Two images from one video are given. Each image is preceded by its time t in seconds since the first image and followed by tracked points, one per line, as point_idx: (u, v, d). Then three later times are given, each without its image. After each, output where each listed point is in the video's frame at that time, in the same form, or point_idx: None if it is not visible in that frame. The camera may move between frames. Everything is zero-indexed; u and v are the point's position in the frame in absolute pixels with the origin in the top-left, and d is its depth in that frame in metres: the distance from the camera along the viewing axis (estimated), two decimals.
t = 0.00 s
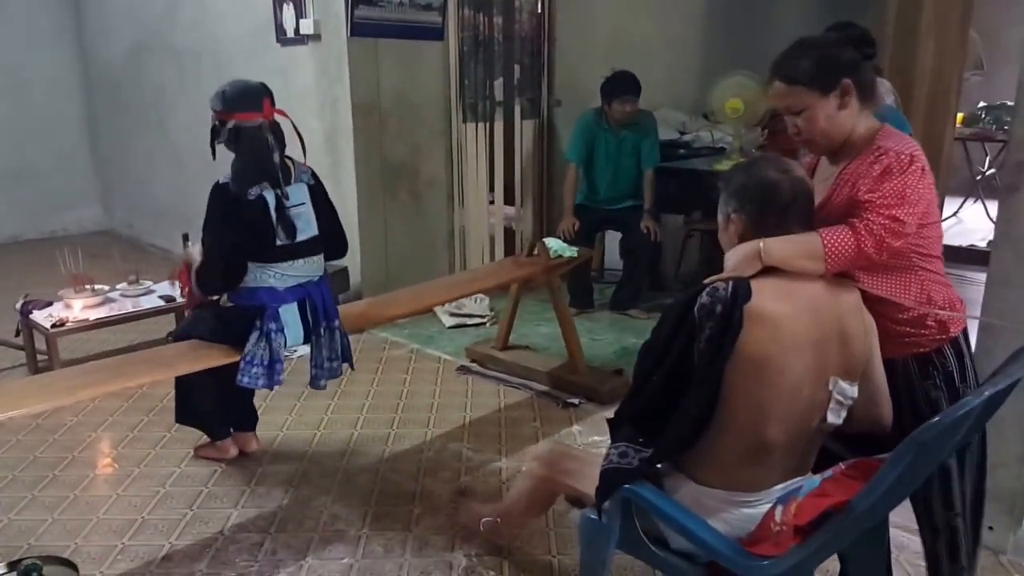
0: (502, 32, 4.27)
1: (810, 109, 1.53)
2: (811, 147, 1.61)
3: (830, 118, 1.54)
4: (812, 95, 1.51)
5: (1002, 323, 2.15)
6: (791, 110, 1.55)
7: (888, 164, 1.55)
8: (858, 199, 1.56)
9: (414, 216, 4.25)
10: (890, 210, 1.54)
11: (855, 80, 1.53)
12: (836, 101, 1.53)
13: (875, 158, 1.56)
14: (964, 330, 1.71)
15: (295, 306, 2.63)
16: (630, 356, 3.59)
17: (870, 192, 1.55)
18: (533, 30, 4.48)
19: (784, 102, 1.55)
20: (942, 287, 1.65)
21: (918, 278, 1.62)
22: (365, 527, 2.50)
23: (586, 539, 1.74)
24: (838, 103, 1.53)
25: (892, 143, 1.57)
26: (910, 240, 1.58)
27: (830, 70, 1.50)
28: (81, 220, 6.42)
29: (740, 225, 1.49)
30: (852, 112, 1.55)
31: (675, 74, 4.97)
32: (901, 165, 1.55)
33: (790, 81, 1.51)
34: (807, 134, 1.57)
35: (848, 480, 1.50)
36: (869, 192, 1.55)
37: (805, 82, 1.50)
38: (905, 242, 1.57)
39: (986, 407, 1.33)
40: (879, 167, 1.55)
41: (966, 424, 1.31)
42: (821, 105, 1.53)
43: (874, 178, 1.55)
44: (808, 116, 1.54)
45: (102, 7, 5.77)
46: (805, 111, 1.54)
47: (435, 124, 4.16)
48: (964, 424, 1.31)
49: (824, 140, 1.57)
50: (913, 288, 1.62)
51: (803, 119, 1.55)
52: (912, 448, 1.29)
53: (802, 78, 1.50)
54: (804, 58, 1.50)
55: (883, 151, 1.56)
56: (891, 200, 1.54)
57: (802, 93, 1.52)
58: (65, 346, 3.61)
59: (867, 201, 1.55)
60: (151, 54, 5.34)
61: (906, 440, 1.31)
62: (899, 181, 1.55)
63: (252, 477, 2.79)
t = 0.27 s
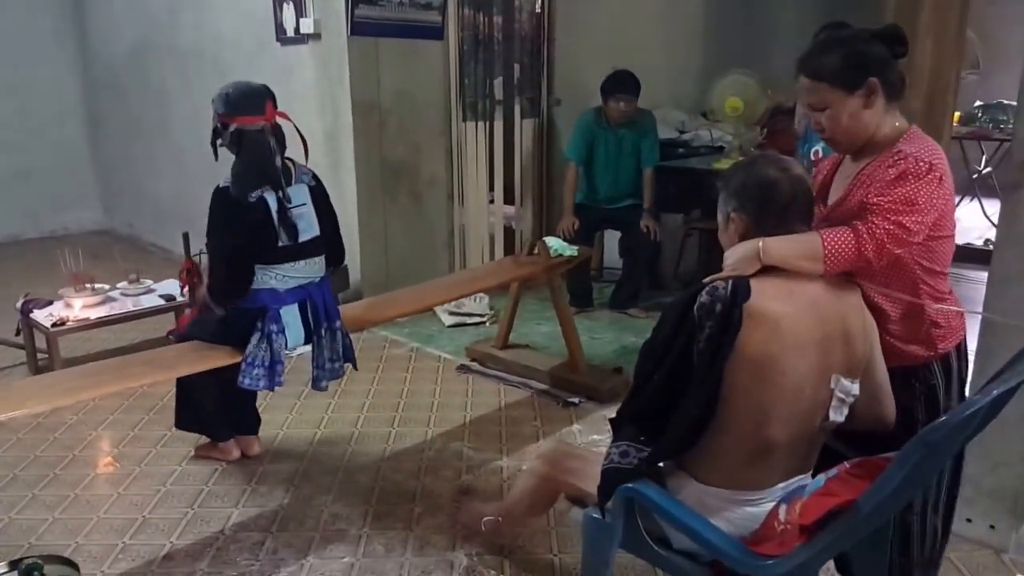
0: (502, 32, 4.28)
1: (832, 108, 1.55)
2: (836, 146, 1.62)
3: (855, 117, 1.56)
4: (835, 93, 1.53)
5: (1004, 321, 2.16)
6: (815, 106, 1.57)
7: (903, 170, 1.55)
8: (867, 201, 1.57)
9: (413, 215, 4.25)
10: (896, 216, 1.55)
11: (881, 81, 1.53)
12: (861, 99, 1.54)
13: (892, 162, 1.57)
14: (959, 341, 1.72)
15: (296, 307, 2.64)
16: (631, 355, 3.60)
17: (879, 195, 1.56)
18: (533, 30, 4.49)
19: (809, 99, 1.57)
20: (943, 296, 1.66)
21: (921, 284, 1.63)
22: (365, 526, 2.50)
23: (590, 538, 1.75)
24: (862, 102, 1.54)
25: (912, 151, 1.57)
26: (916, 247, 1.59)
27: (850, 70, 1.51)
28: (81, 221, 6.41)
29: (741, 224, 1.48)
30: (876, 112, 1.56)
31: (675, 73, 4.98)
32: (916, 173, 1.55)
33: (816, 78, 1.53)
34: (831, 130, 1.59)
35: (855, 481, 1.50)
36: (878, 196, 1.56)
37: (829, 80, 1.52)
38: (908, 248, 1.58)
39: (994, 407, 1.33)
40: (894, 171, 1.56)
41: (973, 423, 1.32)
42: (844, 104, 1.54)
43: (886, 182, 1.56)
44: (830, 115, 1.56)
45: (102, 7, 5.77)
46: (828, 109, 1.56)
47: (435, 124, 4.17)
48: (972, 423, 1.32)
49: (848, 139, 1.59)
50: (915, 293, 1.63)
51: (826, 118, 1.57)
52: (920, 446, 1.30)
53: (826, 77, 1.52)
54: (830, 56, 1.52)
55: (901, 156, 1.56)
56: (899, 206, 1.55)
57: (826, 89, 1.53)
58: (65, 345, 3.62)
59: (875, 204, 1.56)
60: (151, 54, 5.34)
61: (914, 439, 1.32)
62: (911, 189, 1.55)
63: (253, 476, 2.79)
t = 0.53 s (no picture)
0: (501, 32, 4.28)
1: (835, 105, 1.56)
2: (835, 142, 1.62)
3: (858, 115, 1.57)
4: (841, 92, 1.54)
5: (1006, 320, 2.17)
6: (817, 103, 1.58)
7: (901, 166, 1.55)
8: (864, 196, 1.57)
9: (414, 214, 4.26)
10: (895, 211, 1.55)
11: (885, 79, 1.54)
12: (864, 97, 1.55)
13: (891, 158, 1.56)
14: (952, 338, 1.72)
15: (295, 303, 2.63)
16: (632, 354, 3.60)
17: (878, 191, 1.56)
18: (533, 29, 4.49)
19: (812, 96, 1.57)
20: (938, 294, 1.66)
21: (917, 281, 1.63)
22: (366, 526, 2.50)
23: (592, 538, 1.75)
24: (866, 100, 1.55)
25: (908, 147, 1.57)
26: (912, 242, 1.59)
27: (861, 67, 1.51)
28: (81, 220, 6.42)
29: (740, 224, 1.49)
30: (877, 110, 1.57)
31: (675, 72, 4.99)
32: (914, 169, 1.55)
33: (822, 76, 1.53)
34: (832, 128, 1.59)
35: (858, 480, 1.48)
36: (876, 192, 1.56)
37: (836, 78, 1.52)
38: (907, 241, 1.58)
39: (998, 406, 1.33)
40: (892, 167, 1.56)
41: (978, 422, 1.32)
42: (847, 102, 1.55)
43: (885, 178, 1.56)
44: (832, 113, 1.57)
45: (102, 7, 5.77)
46: (830, 107, 1.56)
47: (435, 124, 4.18)
48: (977, 423, 1.32)
49: (850, 136, 1.60)
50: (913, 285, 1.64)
51: (828, 116, 1.58)
52: (927, 447, 1.30)
53: (833, 76, 1.52)
54: (838, 54, 1.52)
55: (899, 153, 1.56)
56: (898, 201, 1.55)
57: (830, 87, 1.53)
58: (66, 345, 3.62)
59: (873, 199, 1.56)
60: (151, 54, 5.34)
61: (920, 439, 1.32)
62: (909, 184, 1.56)
63: (254, 476, 2.79)
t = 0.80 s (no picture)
0: (501, 31, 4.28)
1: (802, 103, 1.56)
2: (795, 138, 1.64)
3: (821, 112, 1.57)
4: (808, 88, 1.54)
5: (1007, 318, 2.17)
6: (783, 102, 1.57)
7: (868, 152, 1.61)
8: (844, 187, 1.63)
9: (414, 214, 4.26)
10: (880, 191, 1.61)
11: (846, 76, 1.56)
12: (830, 94, 1.56)
13: (855, 149, 1.62)
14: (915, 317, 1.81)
15: (300, 308, 2.64)
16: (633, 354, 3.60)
17: (857, 180, 1.61)
18: (532, 30, 4.47)
19: (777, 94, 1.57)
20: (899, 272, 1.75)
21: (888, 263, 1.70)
22: (368, 526, 2.50)
23: (593, 538, 1.74)
24: (830, 97, 1.56)
25: (869, 135, 1.63)
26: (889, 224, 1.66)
27: (826, 65, 1.53)
28: (82, 221, 6.42)
29: (739, 222, 1.50)
30: (840, 106, 1.58)
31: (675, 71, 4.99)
32: (881, 151, 1.62)
33: (788, 72, 1.53)
34: (797, 126, 1.60)
35: (865, 479, 1.47)
36: (855, 179, 1.62)
37: (803, 75, 1.53)
38: (895, 215, 1.65)
39: (1004, 404, 1.33)
40: (860, 156, 1.62)
41: (984, 420, 1.32)
42: (814, 98, 1.55)
43: (858, 167, 1.62)
44: (799, 111, 1.57)
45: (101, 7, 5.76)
46: (797, 105, 1.57)
47: (435, 124, 4.18)
48: (983, 420, 1.32)
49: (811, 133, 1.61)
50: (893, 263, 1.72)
51: (794, 113, 1.58)
52: (933, 444, 1.30)
53: (802, 72, 1.52)
54: (806, 51, 1.52)
55: (861, 142, 1.62)
56: (879, 183, 1.61)
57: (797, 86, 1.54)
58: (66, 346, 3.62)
59: (854, 187, 1.62)
60: (150, 54, 5.33)
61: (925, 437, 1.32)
62: (883, 165, 1.62)
63: (255, 476, 2.79)
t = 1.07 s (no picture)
0: (501, 32, 4.28)
1: (776, 101, 1.59)
2: (769, 137, 1.67)
3: (794, 110, 1.62)
4: (782, 86, 1.57)
5: (1009, 318, 2.17)
6: (758, 103, 1.59)
7: (840, 145, 1.66)
8: (823, 181, 1.67)
9: (414, 214, 4.26)
10: (860, 180, 1.66)
11: (814, 74, 1.60)
12: (801, 92, 1.60)
13: (826, 144, 1.67)
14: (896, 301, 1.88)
15: (299, 308, 2.64)
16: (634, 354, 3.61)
17: (835, 173, 1.65)
18: (531, 30, 4.46)
19: (750, 94, 1.58)
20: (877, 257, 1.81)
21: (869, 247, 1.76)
22: (370, 527, 2.50)
23: (596, 540, 1.74)
24: (802, 94, 1.60)
25: (838, 128, 1.68)
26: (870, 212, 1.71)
27: (798, 63, 1.55)
28: (82, 222, 6.42)
29: (738, 221, 1.50)
30: (809, 104, 1.63)
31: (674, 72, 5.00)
32: (853, 143, 1.66)
33: (760, 72, 1.55)
34: (768, 123, 1.64)
35: (868, 479, 1.46)
36: (834, 172, 1.65)
37: (776, 73, 1.55)
38: (875, 203, 1.69)
39: (1007, 401, 1.33)
40: (833, 151, 1.66)
41: (987, 417, 1.31)
42: (787, 96, 1.59)
43: (832, 162, 1.66)
44: (773, 109, 1.60)
45: (101, 9, 5.77)
46: (771, 104, 1.59)
47: (434, 124, 4.18)
48: (986, 418, 1.31)
49: (781, 130, 1.65)
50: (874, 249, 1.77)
51: (769, 112, 1.61)
52: (935, 441, 1.30)
53: (775, 71, 1.54)
54: (776, 49, 1.54)
55: (831, 137, 1.67)
56: (857, 173, 1.65)
57: (774, 84, 1.56)
58: (67, 347, 3.62)
59: (833, 180, 1.66)
60: (150, 55, 5.34)
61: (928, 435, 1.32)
62: (857, 155, 1.66)
63: (257, 477, 2.79)
